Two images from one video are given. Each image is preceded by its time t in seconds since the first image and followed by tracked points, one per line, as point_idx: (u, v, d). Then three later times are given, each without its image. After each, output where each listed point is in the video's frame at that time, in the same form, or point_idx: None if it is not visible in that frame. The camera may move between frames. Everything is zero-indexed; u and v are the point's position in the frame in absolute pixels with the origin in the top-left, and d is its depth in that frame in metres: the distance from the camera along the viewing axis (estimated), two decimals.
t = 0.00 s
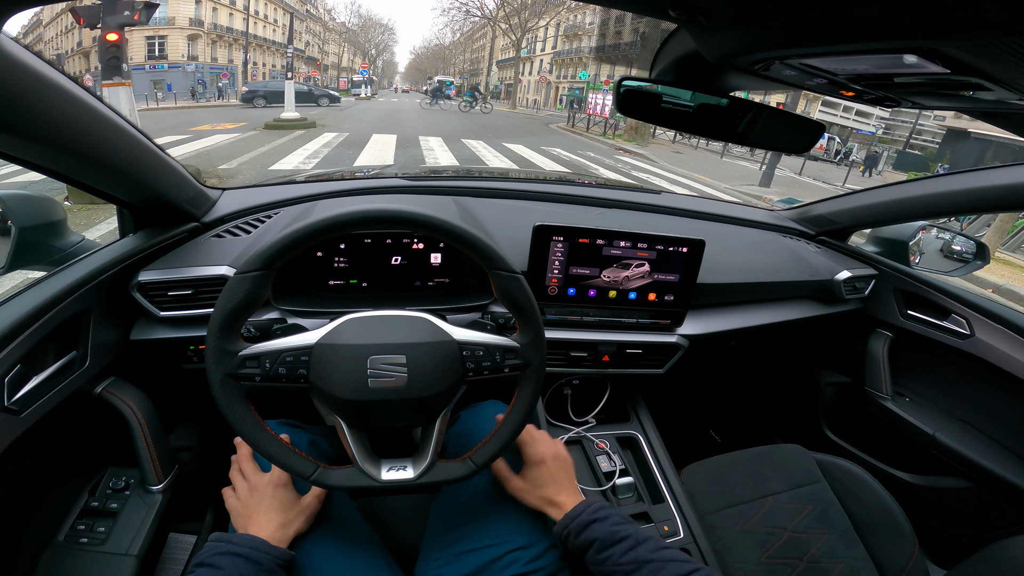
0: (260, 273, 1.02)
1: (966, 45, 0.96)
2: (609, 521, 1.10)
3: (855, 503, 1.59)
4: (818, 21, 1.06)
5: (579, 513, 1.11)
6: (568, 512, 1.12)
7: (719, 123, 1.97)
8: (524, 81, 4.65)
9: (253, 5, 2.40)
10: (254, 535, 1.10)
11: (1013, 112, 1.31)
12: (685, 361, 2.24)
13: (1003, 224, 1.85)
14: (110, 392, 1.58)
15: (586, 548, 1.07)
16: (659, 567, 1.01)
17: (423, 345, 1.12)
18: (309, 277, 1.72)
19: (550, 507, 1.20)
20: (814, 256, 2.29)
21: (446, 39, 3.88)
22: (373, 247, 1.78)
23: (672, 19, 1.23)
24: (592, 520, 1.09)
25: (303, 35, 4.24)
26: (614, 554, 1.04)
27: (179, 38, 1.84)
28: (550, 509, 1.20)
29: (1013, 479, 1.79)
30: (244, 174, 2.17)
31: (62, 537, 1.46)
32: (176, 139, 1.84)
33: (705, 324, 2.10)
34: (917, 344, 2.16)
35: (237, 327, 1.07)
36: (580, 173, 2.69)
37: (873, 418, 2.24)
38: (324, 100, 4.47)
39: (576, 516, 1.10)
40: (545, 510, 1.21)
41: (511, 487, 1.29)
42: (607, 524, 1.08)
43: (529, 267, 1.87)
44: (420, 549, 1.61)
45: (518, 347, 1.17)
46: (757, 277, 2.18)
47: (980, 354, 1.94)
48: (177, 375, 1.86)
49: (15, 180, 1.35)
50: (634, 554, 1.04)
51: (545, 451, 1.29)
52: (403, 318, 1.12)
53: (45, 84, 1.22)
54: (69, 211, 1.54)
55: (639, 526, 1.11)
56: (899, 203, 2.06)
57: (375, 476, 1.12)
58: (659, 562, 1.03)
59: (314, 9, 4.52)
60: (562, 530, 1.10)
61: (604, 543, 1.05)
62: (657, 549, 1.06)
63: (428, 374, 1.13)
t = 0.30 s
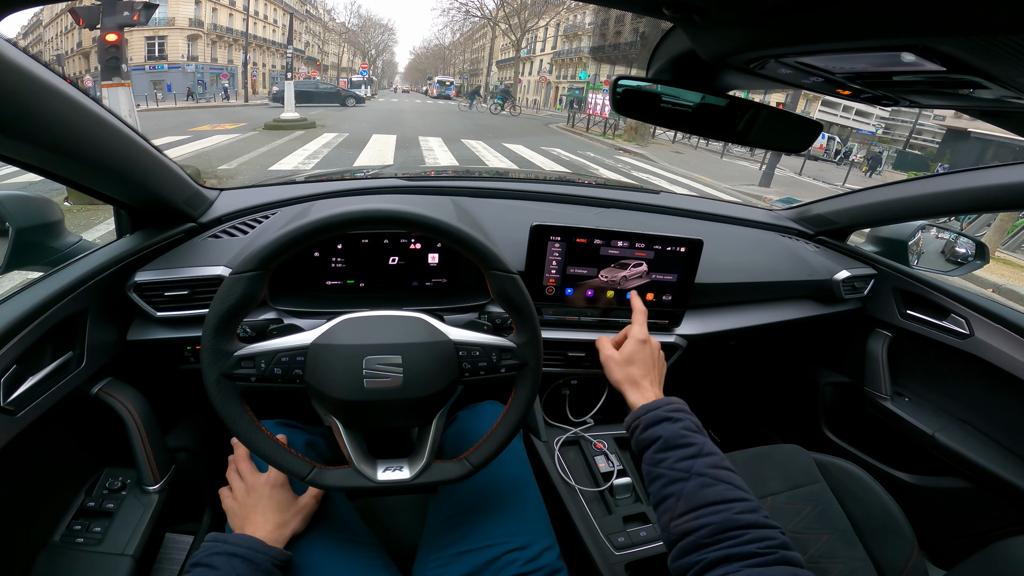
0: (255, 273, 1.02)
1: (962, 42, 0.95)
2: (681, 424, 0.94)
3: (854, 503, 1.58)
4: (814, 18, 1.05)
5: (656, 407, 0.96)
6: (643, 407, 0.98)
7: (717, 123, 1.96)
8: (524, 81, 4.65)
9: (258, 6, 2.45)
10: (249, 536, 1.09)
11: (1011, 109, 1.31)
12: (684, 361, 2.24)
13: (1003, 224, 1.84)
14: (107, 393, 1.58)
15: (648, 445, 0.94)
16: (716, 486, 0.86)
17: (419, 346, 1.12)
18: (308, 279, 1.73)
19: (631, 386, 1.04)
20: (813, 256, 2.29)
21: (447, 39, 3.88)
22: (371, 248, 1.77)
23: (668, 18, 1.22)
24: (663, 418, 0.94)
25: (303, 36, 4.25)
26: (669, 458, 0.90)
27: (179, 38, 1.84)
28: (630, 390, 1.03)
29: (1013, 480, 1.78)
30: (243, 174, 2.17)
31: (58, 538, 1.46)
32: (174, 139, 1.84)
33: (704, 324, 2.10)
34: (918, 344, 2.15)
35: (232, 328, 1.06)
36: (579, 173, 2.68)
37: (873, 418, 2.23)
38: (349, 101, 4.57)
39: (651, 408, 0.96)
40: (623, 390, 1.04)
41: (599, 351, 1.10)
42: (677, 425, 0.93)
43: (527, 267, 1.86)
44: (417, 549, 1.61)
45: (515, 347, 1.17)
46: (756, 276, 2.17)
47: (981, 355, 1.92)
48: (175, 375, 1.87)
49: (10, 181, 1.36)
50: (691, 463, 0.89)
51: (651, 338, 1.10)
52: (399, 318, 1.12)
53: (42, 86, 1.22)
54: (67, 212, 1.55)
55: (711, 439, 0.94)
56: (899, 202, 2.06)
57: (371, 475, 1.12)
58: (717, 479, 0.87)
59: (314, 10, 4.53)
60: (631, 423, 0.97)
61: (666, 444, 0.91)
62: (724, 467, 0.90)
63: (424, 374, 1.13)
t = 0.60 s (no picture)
0: (256, 274, 1.02)
1: (962, 43, 0.95)
2: (679, 411, 0.94)
3: (854, 503, 1.58)
4: (814, 19, 1.05)
5: (654, 394, 0.97)
6: (641, 390, 1.00)
7: (718, 123, 1.96)
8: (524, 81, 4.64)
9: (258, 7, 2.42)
10: (251, 536, 1.09)
11: (1011, 110, 1.31)
12: (684, 361, 2.24)
13: (1004, 224, 1.84)
14: (108, 393, 1.58)
15: (646, 432, 0.95)
16: (712, 474, 0.87)
17: (420, 346, 1.12)
18: (308, 279, 1.73)
19: (630, 367, 1.06)
20: (814, 256, 2.29)
21: (446, 39, 3.88)
22: (372, 248, 1.77)
23: (668, 18, 1.22)
24: (661, 405, 0.95)
25: (303, 36, 4.24)
26: (666, 445, 0.91)
27: (179, 38, 1.84)
28: (629, 371, 1.06)
29: (1013, 480, 1.78)
30: (244, 175, 2.17)
31: (59, 538, 1.46)
32: (175, 139, 1.84)
33: (704, 324, 2.10)
34: (918, 344, 2.15)
35: (233, 328, 1.07)
36: (580, 173, 2.68)
37: (873, 418, 2.23)
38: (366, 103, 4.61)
39: (650, 391, 0.98)
40: (622, 372, 1.07)
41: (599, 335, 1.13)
42: (675, 412, 0.94)
43: (528, 267, 1.86)
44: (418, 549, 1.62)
45: (516, 348, 1.17)
46: (756, 277, 2.17)
47: (980, 354, 1.92)
48: (176, 376, 1.87)
49: (11, 182, 1.37)
50: (687, 451, 0.89)
51: (650, 322, 1.13)
52: (400, 319, 1.12)
53: (43, 87, 1.23)
54: (69, 212, 1.55)
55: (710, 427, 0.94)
56: (899, 202, 2.06)
57: (372, 476, 1.12)
58: (714, 467, 0.87)
59: (314, 10, 4.53)
60: (629, 409, 0.98)
61: (664, 431, 0.92)
62: (721, 455, 0.90)
63: (425, 375, 1.13)
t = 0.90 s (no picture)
0: (255, 275, 1.02)
1: (962, 42, 0.95)
2: (657, 412, 0.93)
3: (854, 503, 1.58)
4: (814, 19, 1.05)
5: (630, 396, 0.96)
6: (616, 394, 0.98)
7: (718, 123, 1.96)
8: (525, 81, 4.64)
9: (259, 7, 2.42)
10: (250, 537, 1.09)
11: (1012, 109, 1.30)
12: (684, 361, 2.24)
13: (1004, 224, 1.84)
14: (108, 394, 1.58)
15: (625, 437, 0.94)
16: (696, 477, 0.86)
17: (419, 347, 1.12)
18: (307, 280, 1.72)
19: (600, 373, 1.03)
20: (814, 256, 2.29)
21: (446, 39, 3.87)
22: (371, 248, 1.77)
23: (668, 18, 1.22)
24: (638, 407, 0.93)
25: (303, 36, 4.24)
26: (647, 449, 0.90)
27: (179, 39, 1.84)
28: (601, 376, 1.03)
29: (1014, 480, 1.78)
30: (244, 175, 2.17)
31: (59, 539, 1.46)
32: (175, 140, 1.84)
33: (704, 324, 2.10)
34: (918, 344, 2.14)
35: (232, 328, 1.06)
36: (580, 174, 2.69)
37: (873, 418, 2.23)
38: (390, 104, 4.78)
39: (624, 398, 0.96)
40: (595, 378, 1.04)
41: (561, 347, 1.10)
42: (653, 414, 0.93)
43: (527, 268, 1.86)
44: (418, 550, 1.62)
45: (515, 348, 1.17)
46: (756, 277, 2.17)
47: (981, 354, 1.92)
48: (176, 377, 1.87)
49: (12, 182, 1.37)
50: (670, 453, 0.88)
51: (607, 322, 1.12)
52: (400, 319, 1.12)
53: (43, 87, 1.23)
54: (68, 212, 1.55)
55: (689, 427, 0.94)
56: (899, 202, 2.05)
57: (371, 476, 1.12)
58: (698, 469, 0.87)
59: (314, 11, 4.52)
60: (606, 414, 0.97)
61: (643, 434, 0.91)
62: (703, 456, 0.89)
63: (425, 375, 1.13)
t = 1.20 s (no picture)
0: (258, 275, 1.02)
1: (964, 43, 0.95)
2: (668, 424, 0.94)
3: (856, 503, 1.58)
4: (817, 19, 1.05)
5: (640, 408, 0.96)
6: (626, 407, 0.98)
7: (719, 123, 1.96)
8: (524, 81, 4.64)
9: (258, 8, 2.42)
10: (253, 537, 1.09)
11: (1014, 110, 1.31)
12: (685, 362, 2.24)
13: (1004, 224, 1.84)
14: (110, 394, 1.58)
15: (635, 449, 0.94)
16: (708, 488, 0.87)
17: (422, 347, 1.12)
18: (308, 280, 1.72)
19: (608, 389, 1.02)
20: (814, 256, 2.29)
21: (446, 39, 3.87)
22: (374, 249, 1.78)
23: (670, 19, 1.22)
24: (649, 420, 0.94)
25: (302, 36, 4.23)
26: (659, 461, 0.90)
27: (179, 39, 1.84)
28: (609, 393, 1.02)
29: (1014, 479, 1.78)
30: (244, 175, 2.17)
31: (62, 539, 1.46)
32: (176, 140, 1.84)
33: (705, 324, 2.11)
34: (919, 344, 2.15)
35: (235, 329, 1.07)
36: (580, 174, 2.69)
37: (874, 418, 2.23)
38: (404, 104, 4.86)
39: (634, 412, 0.96)
40: (604, 395, 1.03)
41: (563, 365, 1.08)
42: (664, 426, 0.93)
43: (529, 268, 1.86)
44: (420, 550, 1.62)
45: (518, 348, 1.17)
46: (756, 277, 2.17)
47: (981, 354, 1.92)
48: (177, 377, 1.87)
49: (13, 183, 1.37)
50: (681, 466, 0.89)
51: (605, 332, 1.09)
52: (403, 320, 1.12)
53: (44, 88, 1.23)
54: (70, 212, 1.54)
55: (700, 437, 0.94)
56: (900, 203, 2.06)
57: (373, 477, 1.12)
58: (710, 480, 0.87)
59: (314, 11, 4.52)
60: (617, 426, 0.97)
61: (655, 446, 0.92)
62: (715, 467, 0.90)
63: (428, 375, 1.13)
